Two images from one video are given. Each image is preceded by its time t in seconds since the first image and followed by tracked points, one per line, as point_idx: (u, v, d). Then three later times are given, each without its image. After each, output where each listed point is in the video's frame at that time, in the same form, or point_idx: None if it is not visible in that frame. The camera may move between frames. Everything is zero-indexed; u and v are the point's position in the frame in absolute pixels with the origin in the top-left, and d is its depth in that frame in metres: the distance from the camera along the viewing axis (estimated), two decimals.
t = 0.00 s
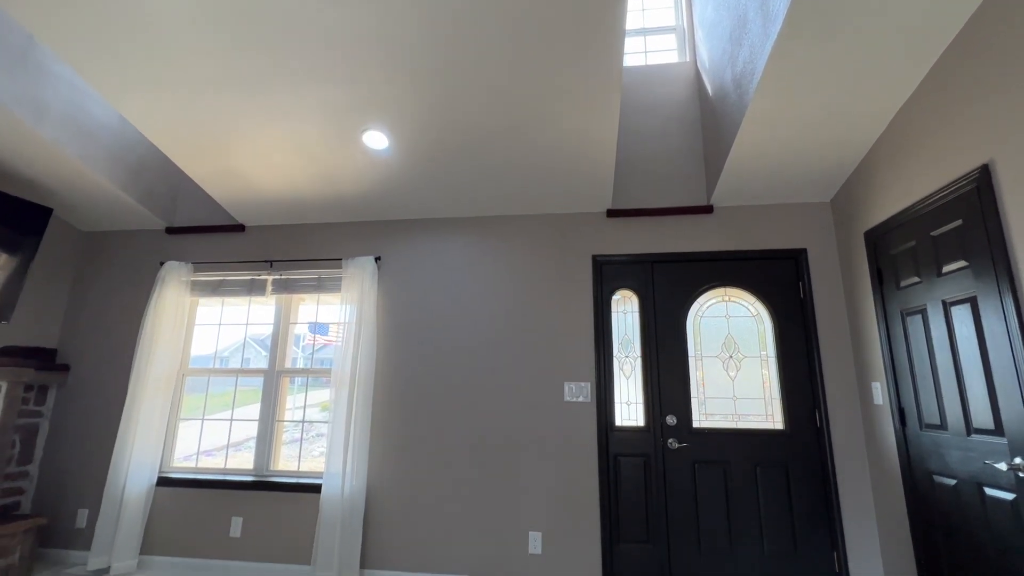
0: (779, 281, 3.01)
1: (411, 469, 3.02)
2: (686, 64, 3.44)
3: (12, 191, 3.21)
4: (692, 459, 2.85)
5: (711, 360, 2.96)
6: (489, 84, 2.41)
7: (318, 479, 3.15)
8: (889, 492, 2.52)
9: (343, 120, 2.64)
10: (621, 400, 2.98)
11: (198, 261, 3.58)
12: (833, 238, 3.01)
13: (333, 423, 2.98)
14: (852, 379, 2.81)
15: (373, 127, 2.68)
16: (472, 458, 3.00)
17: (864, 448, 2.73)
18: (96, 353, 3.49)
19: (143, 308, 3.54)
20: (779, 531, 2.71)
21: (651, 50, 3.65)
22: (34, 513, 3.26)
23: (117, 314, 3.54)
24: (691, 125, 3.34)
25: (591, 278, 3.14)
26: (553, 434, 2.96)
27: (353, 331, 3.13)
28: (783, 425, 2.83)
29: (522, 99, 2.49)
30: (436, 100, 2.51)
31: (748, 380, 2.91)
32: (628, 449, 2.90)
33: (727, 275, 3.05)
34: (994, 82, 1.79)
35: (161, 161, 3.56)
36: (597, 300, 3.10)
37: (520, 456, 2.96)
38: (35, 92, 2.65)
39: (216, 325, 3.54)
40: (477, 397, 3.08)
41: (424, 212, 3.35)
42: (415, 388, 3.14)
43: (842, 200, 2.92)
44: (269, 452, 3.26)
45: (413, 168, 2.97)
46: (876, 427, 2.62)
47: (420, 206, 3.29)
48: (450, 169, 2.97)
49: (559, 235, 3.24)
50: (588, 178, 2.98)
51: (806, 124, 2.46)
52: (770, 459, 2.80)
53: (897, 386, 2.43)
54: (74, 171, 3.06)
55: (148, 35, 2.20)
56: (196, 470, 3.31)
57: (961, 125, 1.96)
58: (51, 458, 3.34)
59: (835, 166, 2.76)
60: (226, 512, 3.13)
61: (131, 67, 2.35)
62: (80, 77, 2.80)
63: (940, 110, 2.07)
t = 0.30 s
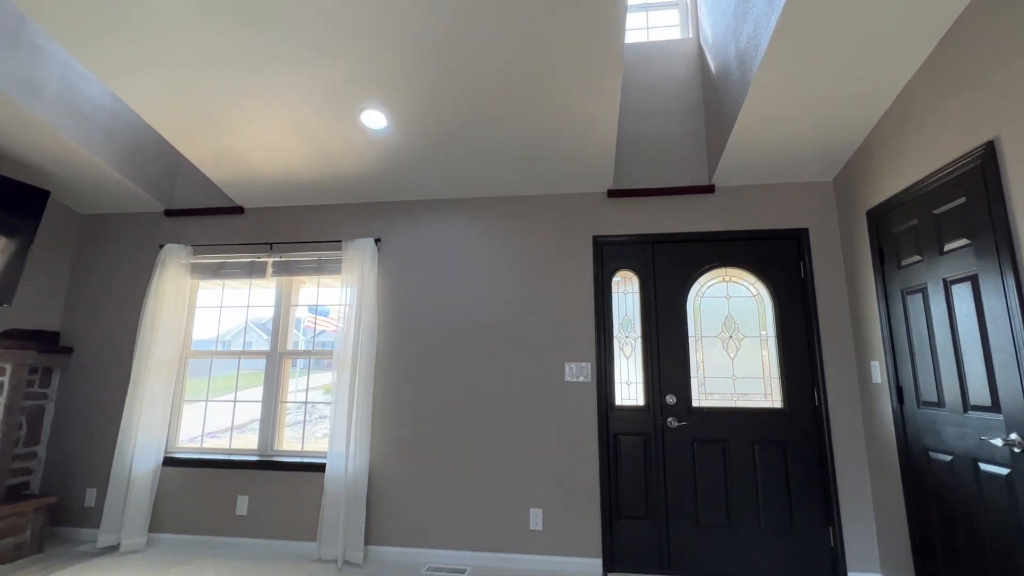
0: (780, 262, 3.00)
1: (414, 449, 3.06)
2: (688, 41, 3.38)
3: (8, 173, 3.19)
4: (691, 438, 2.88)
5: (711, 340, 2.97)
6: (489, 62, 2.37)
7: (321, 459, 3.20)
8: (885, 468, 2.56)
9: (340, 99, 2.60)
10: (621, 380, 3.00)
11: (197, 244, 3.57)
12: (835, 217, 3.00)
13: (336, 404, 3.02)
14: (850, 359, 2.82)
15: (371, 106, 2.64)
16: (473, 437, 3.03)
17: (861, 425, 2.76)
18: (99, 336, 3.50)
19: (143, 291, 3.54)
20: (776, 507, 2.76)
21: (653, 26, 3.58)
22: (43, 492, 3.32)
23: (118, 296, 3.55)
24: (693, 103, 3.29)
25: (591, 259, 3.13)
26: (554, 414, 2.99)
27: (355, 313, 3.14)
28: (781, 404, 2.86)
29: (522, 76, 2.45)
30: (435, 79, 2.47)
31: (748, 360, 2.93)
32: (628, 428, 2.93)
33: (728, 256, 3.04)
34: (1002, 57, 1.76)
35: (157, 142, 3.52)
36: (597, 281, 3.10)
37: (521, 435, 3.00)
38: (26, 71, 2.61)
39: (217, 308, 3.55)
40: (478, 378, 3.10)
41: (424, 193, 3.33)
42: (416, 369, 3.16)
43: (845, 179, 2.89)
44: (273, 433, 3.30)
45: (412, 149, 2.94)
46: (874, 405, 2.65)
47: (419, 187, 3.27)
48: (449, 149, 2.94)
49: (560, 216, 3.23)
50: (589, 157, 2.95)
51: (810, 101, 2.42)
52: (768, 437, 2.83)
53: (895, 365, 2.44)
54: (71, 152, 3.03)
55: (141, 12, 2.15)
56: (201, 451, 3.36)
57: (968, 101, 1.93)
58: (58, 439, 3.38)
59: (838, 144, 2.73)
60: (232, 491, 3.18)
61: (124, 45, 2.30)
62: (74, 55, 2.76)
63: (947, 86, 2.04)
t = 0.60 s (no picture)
0: (782, 242, 2.99)
1: (416, 428, 3.10)
2: (692, 16, 3.31)
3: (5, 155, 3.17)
4: (691, 416, 2.91)
5: (711, 320, 2.98)
6: (487, 37, 2.33)
7: (325, 439, 3.23)
8: (882, 446, 2.59)
9: (337, 76, 2.57)
10: (621, 360, 3.02)
11: (197, 226, 3.55)
12: (838, 196, 2.97)
13: (339, 385, 3.04)
14: (850, 338, 2.83)
15: (368, 84, 2.61)
16: (474, 418, 3.06)
17: (859, 404, 2.78)
18: (101, 318, 3.51)
19: (144, 274, 3.54)
20: (774, 485, 2.80)
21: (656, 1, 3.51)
22: (51, 472, 3.37)
23: (119, 279, 3.55)
24: (696, 81, 3.24)
25: (592, 240, 3.12)
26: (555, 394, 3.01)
27: (356, 294, 3.14)
28: (781, 383, 2.88)
29: (521, 52, 2.41)
30: (433, 55, 2.43)
31: (748, 339, 2.93)
32: (628, 407, 2.96)
33: (729, 236, 3.03)
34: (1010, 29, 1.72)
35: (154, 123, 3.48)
36: (598, 262, 3.10)
37: (522, 415, 3.03)
38: (18, 49, 2.60)
39: (218, 291, 3.55)
40: (479, 359, 3.12)
41: (424, 174, 3.30)
42: (417, 350, 3.18)
43: (848, 158, 2.86)
44: (276, 414, 3.33)
45: (411, 128, 2.91)
46: (872, 383, 2.66)
47: (419, 168, 3.24)
48: (449, 128, 2.91)
49: (560, 197, 3.20)
50: (589, 136, 2.92)
51: (814, 78, 2.39)
52: (767, 416, 2.85)
53: (895, 344, 2.45)
54: (67, 133, 3.01)
55: None
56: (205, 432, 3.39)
57: (974, 76, 1.90)
58: (64, 420, 3.42)
59: (843, 122, 2.69)
60: (237, 471, 3.22)
61: (115, 20, 2.26)
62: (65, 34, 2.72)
63: (953, 61, 2.01)
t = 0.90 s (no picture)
0: (784, 224, 2.97)
1: (417, 411, 3.12)
2: None
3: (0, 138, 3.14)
4: (690, 398, 2.92)
5: (712, 302, 2.97)
6: (486, 14, 2.28)
7: (327, 422, 3.25)
8: (881, 426, 2.60)
9: (334, 55, 2.52)
10: (622, 342, 3.03)
11: (195, 210, 3.53)
12: (842, 177, 2.94)
13: (340, 368, 3.06)
14: (851, 320, 2.83)
15: (366, 63, 2.56)
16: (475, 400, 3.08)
17: (859, 385, 2.78)
18: (101, 303, 3.51)
19: (143, 258, 3.52)
20: (773, 466, 2.82)
21: None
22: (57, 455, 3.40)
23: (118, 263, 3.54)
24: (700, 59, 3.18)
25: (593, 222, 3.10)
26: (555, 376, 3.02)
27: (356, 277, 3.14)
28: (781, 364, 2.88)
29: (522, 29, 2.36)
30: (431, 34, 2.38)
31: (749, 321, 2.93)
32: (628, 389, 2.97)
33: (731, 218, 3.00)
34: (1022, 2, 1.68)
35: (149, 105, 3.44)
36: (598, 244, 3.08)
37: (523, 397, 3.04)
38: (10, 30, 2.56)
39: (218, 276, 3.54)
40: (480, 341, 3.12)
41: (423, 156, 3.27)
42: (418, 333, 3.18)
43: (853, 138, 2.82)
44: (279, 398, 3.35)
45: (410, 109, 2.87)
46: (872, 364, 2.67)
47: (418, 149, 3.21)
48: (448, 108, 2.87)
49: (561, 178, 3.17)
50: (591, 117, 2.88)
51: (820, 55, 2.34)
52: (767, 397, 2.86)
53: (896, 325, 2.44)
54: (62, 115, 2.98)
55: None
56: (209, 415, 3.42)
57: (984, 51, 1.86)
58: (68, 403, 3.44)
59: (849, 101, 2.65)
60: (241, 454, 3.25)
61: None
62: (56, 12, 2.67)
63: (963, 36, 1.97)
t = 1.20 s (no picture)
0: (786, 208, 2.95)
1: (419, 395, 3.14)
2: None
3: None
4: (691, 382, 2.93)
5: (713, 287, 2.97)
6: None
7: (329, 407, 3.28)
8: (880, 410, 2.61)
9: (332, 37, 2.48)
10: (623, 327, 3.03)
11: (195, 196, 3.51)
12: (846, 160, 2.91)
13: (342, 353, 3.08)
14: (852, 304, 2.83)
15: (364, 45, 2.53)
16: (476, 385, 3.10)
17: (859, 369, 2.79)
18: (103, 289, 3.52)
19: (143, 244, 3.52)
20: (772, 449, 2.84)
21: None
22: (63, 439, 3.44)
23: (118, 250, 3.53)
24: (703, 40, 3.13)
25: (594, 207, 3.08)
26: (557, 361, 3.04)
27: (357, 263, 3.14)
28: (781, 349, 2.89)
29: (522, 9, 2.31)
30: (430, 14, 2.34)
31: (750, 306, 2.93)
32: (629, 374, 2.98)
33: (733, 202, 2.98)
34: None
35: (146, 89, 3.40)
36: (600, 230, 3.07)
37: (524, 382, 3.06)
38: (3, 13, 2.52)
39: (219, 262, 3.54)
40: (481, 326, 3.13)
41: (423, 140, 3.24)
42: (419, 318, 3.19)
43: (858, 120, 2.79)
44: (281, 383, 3.37)
45: (409, 92, 2.83)
46: (873, 348, 2.67)
47: (418, 134, 3.17)
48: (448, 91, 2.83)
49: (562, 163, 3.15)
50: (592, 99, 2.84)
51: (827, 35, 2.30)
52: (767, 381, 2.88)
53: (897, 309, 2.44)
54: (58, 100, 2.95)
55: None
56: (212, 400, 3.44)
57: (993, 30, 1.83)
58: (72, 389, 3.47)
59: (854, 82, 2.61)
60: (245, 439, 3.28)
61: None
62: None
63: (972, 15, 1.93)
